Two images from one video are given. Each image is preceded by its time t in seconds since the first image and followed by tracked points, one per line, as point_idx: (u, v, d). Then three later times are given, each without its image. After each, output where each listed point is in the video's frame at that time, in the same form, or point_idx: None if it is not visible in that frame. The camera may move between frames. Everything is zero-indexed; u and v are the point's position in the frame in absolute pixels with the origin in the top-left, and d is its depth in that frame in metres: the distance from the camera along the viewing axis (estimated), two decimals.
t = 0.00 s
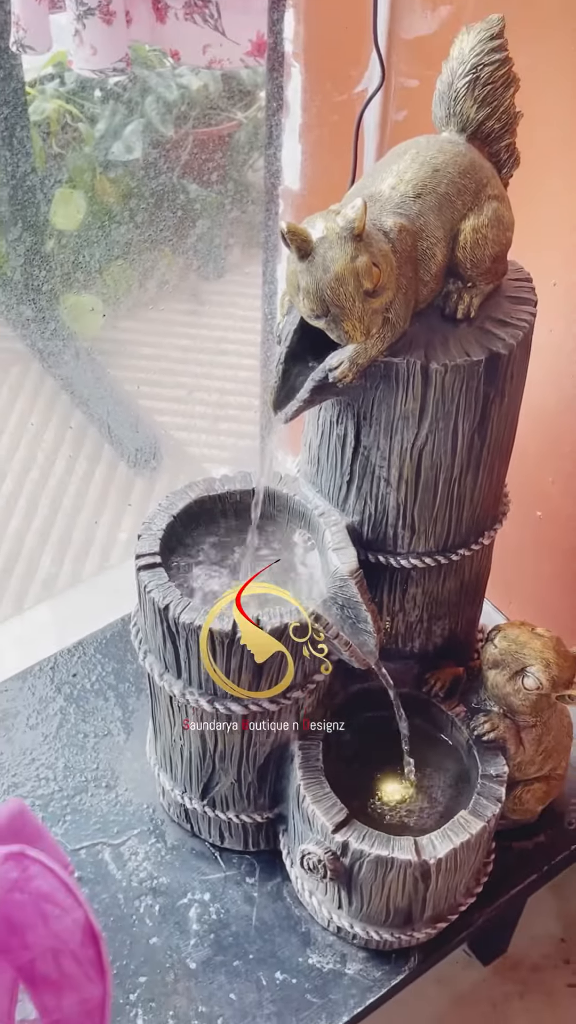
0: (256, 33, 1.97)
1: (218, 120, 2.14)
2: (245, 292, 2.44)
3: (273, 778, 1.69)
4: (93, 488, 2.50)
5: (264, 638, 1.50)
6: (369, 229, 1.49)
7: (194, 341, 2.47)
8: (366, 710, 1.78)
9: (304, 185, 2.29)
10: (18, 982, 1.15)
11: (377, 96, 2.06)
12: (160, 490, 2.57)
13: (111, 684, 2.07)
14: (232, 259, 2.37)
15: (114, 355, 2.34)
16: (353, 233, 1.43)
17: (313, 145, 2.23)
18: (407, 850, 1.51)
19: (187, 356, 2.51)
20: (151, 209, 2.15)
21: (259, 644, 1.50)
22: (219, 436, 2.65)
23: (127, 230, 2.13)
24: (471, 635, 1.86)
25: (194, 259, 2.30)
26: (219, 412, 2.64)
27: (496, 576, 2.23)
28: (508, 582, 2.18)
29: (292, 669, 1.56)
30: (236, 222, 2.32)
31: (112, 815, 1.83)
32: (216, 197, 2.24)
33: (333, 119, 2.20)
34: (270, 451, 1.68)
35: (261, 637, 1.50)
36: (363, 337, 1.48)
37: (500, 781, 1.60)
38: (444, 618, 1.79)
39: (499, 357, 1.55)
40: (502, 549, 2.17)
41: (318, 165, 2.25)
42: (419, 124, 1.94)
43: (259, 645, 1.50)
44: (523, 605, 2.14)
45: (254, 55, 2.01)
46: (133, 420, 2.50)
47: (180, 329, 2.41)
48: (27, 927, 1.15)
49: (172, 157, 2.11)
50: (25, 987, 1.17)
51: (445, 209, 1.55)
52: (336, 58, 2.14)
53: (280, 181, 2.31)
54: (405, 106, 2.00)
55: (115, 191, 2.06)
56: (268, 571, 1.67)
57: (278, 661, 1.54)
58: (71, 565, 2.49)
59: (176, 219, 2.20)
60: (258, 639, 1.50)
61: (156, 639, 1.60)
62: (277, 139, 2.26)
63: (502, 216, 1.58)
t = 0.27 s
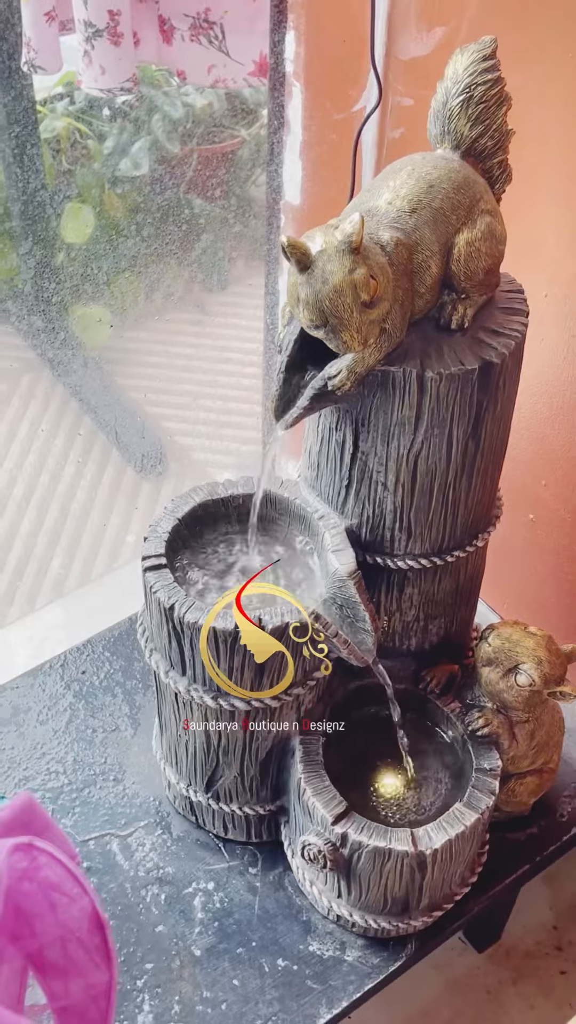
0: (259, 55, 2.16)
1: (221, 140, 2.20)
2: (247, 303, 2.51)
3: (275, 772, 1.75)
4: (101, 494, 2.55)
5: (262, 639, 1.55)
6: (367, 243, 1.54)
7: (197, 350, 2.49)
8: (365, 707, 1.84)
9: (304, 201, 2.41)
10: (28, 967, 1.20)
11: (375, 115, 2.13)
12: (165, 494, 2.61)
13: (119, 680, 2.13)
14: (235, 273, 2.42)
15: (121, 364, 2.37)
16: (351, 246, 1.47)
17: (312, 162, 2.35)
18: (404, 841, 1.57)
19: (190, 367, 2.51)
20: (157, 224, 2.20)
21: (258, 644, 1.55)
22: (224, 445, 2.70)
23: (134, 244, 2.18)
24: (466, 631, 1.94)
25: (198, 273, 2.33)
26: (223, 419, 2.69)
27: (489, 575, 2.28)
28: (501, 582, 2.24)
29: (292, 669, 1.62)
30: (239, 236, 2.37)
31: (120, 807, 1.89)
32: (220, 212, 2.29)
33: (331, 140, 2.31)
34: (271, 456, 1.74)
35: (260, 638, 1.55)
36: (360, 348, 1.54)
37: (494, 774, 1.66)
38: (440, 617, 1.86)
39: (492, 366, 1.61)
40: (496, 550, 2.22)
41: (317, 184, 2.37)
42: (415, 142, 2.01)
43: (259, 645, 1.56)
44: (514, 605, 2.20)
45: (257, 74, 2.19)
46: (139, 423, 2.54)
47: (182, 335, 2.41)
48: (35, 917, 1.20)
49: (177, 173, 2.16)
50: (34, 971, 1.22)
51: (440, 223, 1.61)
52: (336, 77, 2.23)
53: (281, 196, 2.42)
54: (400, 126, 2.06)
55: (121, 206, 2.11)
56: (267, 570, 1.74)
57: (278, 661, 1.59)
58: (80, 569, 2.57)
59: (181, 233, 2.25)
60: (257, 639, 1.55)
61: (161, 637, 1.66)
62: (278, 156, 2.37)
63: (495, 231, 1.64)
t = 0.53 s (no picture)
0: (263, 71, 2.15)
1: (224, 154, 2.28)
2: (250, 312, 2.57)
3: (277, 767, 1.80)
4: (109, 498, 2.63)
5: (262, 638, 1.60)
6: (366, 256, 1.60)
7: (203, 359, 2.57)
8: (364, 703, 1.91)
9: (306, 215, 2.43)
10: (36, 956, 1.21)
11: (374, 129, 2.16)
12: (171, 497, 2.67)
13: (126, 678, 2.19)
14: (239, 282, 2.50)
15: (128, 372, 2.47)
16: (350, 259, 1.52)
17: (313, 176, 2.37)
18: (402, 833, 1.62)
19: (194, 376, 2.60)
20: (163, 236, 2.29)
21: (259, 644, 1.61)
22: (230, 449, 2.76)
23: (140, 256, 2.27)
24: (463, 630, 1.99)
25: (203, 284, 2.43)
26: (228, 423, 2.76)
27: (483, 575, 2.33)
28: (497, 582, 2.29)
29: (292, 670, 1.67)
30: (243, 248, 2.45)
31: (127, 801, 1.95)
32: (224, 225, 2.38)
33: (332, 155, 2.31)
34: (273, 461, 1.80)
35: (260, 637, 1.60)
36: (359, 357, 1.59)
37: (489, 769, 1.72)
38: (437, 617, 1.92)
39: (488, 374, 1.66)
40: (492, 551, 2.27)
41: (317, 198, 2.38)
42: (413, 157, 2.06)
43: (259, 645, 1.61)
44: (509, 605, 2.26)
45: (260, 92, 2.19)
46: (146, 430, 2.62)
47: (189, 352, 2.53)
48: (45, 908, 1.21)
49: (182, 187, 2.26)
50: (41, 960, 1.24)
51: (436, 236, 1.66)
52: (336, 94, 2.23)
53: (283, 211, 2.45)
54: (399, 141, 2.12)
55: (129, 219, 2.21)
56: (266, 570, 1.79)
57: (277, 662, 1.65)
58: (90, 571, 2.60)
59: (186, 245, 2.34)
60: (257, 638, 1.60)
61: (167, 636, 1.71)
62: (281, 170, 2.40)
63: (489, 243, 1.70)
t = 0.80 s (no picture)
0: (265, 79, 2.23)
1: (228, 162, 2.34)
2: (253, 317, 2.62)
3: (279, 764, 1.83)
4: (114, 500, 2.63)
5: (262, 638, 1.63)
6: (366, 262, 1.63)
7: (206, 359, 2.58)
8: (365, 701, 1.93)
9: (307, 222, 2.49)
10: (42, 950, 1.24)
11: (375, 138, 2.19)
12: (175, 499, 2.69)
13: (131, 676, 2.22)
14: (243, 287, 2.55)
15: (134, 376, 2.48)
16: (351, 265, 1.55)
17: (314, 185, 2.43)
18: (402, 829, 1.65)
19: (199, 381, 2.62)
20: (167, 243, 2.32)
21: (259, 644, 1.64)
22: (234, 452, 2.78)
23: (145, 263, 2.31)
24: (462, 630, 2.02)
25: (207, 289, 2.47)
26: (231, 429, 2.77)
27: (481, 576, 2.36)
28: (495, 582, 2.32)
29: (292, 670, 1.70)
30: (246, 254, 2.51)
31: (132, 798, 1.98)
32: (227, 232, 2.43)
33: (333, 162, 2.36)
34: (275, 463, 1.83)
35: (260, 638, 1.63)
36: (360, 361, 1.62)
37: (487, 766, 1.75)
38: (437, 617, 1.95)
39: (486, 378, 1.68)
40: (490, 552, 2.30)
41: (318, 204, 2.44)
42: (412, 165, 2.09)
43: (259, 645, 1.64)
44: (507, 605, 2.29)
45: (263, 102, 2.27)
46: (150, 432, 2.64)
47: (195, 357, 2.56)
48: (50, 902, 1.24)
49: (186, 194, 2.29)
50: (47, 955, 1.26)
51: (435, 242, 1.69)
52: (338, 104, 2.28)
53: (285, 217, 2.52)
54: (399, 150, 2.15)
55: (134, 226, 2.24)
56: (267, 571, 1.82)
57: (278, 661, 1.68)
58: (95, 571, 2.65)
59: (190, 252, 2.38)
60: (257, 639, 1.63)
61: (171, 636, 1.74)
62: (282, 178, 2.47)
63: (487, 249, 1.73)
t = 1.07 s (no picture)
0: (269, 102, 2.28)
1: (234, 180, 2.42)
2: (258, 326, 2.67)
3: (283, 755, 1.91)
4: (125, 502, 2.74)
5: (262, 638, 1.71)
6: (366, 275, 1.71)
7: (214, 372, 2.69)
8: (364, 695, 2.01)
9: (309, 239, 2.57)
10: (55, 930, 1.32)
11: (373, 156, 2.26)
12: (182, 503, 2.75)
13: (141, 670, 2.31)
14: (247, 300, 2.62)
15: (143, 384, 2.62)
16: (350, 278, 1.62)
17: (316, 200, 2.42)
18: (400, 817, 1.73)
19: (206, 387, 2.72)
20: (175, 256, 2.41)
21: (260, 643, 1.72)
22: (240, 458, 2.85)
23: (154, 275, 2.40)
24: (456, 626, 2.11)
25: (213, 301, 2.55)
26: (237, 430, 2.87)
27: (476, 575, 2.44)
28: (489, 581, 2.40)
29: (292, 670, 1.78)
30: (250, 269, 2.57)
31: (141, 786, 2.07)
32: (232, 246, 2.50)
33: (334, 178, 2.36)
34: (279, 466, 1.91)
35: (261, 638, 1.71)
36: (359, 369, 1.69)
37: (481, 757, 1.82)
38: (433, 613, 2.04)
39: (480, 385, 1.76)
40: (485, 552, 2.37)
41: (318, 220, 2.44)
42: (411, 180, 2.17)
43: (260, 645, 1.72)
44: (501, 602, 2.37)
45: (267, 120, 2.33)
46: (159, 437, 2.75)
47: (201, 362, 2.65)
48: (63, 886, 1.32)
49: (193, 210, 2.39)
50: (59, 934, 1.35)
51: (431, 255, 1.77)
52: (339, 122, 2.27)
53: (288, 231, 2.53)
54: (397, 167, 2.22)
55: (144, 240, 2.34)
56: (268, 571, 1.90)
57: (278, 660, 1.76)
58: (106, 571, 2.71)
59: (197, 265, 2.46)
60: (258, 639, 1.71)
61: (179, 632, 1.83)
62: (285, 194, 2.48)
63: (481, 262, 1.80)
